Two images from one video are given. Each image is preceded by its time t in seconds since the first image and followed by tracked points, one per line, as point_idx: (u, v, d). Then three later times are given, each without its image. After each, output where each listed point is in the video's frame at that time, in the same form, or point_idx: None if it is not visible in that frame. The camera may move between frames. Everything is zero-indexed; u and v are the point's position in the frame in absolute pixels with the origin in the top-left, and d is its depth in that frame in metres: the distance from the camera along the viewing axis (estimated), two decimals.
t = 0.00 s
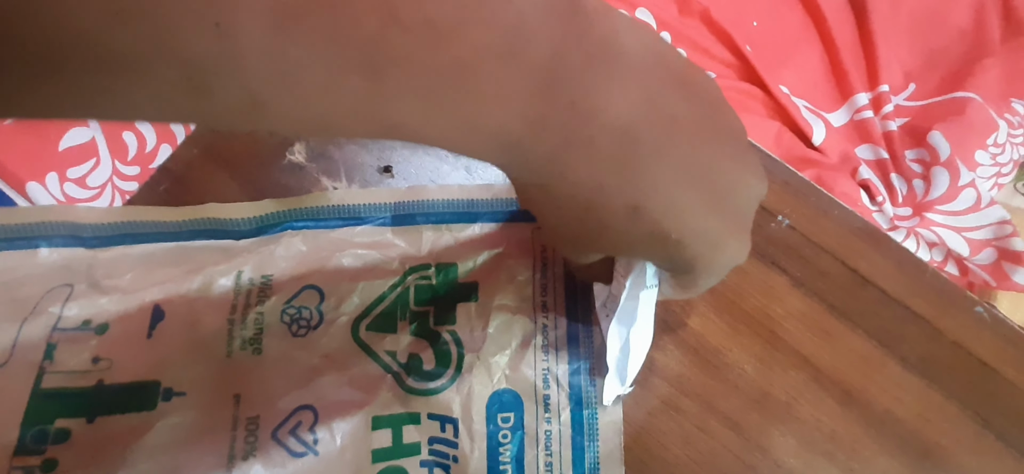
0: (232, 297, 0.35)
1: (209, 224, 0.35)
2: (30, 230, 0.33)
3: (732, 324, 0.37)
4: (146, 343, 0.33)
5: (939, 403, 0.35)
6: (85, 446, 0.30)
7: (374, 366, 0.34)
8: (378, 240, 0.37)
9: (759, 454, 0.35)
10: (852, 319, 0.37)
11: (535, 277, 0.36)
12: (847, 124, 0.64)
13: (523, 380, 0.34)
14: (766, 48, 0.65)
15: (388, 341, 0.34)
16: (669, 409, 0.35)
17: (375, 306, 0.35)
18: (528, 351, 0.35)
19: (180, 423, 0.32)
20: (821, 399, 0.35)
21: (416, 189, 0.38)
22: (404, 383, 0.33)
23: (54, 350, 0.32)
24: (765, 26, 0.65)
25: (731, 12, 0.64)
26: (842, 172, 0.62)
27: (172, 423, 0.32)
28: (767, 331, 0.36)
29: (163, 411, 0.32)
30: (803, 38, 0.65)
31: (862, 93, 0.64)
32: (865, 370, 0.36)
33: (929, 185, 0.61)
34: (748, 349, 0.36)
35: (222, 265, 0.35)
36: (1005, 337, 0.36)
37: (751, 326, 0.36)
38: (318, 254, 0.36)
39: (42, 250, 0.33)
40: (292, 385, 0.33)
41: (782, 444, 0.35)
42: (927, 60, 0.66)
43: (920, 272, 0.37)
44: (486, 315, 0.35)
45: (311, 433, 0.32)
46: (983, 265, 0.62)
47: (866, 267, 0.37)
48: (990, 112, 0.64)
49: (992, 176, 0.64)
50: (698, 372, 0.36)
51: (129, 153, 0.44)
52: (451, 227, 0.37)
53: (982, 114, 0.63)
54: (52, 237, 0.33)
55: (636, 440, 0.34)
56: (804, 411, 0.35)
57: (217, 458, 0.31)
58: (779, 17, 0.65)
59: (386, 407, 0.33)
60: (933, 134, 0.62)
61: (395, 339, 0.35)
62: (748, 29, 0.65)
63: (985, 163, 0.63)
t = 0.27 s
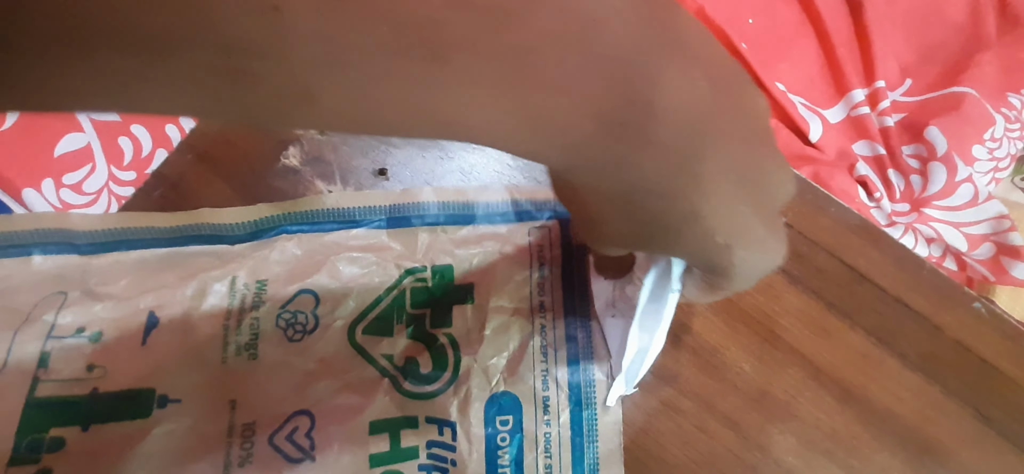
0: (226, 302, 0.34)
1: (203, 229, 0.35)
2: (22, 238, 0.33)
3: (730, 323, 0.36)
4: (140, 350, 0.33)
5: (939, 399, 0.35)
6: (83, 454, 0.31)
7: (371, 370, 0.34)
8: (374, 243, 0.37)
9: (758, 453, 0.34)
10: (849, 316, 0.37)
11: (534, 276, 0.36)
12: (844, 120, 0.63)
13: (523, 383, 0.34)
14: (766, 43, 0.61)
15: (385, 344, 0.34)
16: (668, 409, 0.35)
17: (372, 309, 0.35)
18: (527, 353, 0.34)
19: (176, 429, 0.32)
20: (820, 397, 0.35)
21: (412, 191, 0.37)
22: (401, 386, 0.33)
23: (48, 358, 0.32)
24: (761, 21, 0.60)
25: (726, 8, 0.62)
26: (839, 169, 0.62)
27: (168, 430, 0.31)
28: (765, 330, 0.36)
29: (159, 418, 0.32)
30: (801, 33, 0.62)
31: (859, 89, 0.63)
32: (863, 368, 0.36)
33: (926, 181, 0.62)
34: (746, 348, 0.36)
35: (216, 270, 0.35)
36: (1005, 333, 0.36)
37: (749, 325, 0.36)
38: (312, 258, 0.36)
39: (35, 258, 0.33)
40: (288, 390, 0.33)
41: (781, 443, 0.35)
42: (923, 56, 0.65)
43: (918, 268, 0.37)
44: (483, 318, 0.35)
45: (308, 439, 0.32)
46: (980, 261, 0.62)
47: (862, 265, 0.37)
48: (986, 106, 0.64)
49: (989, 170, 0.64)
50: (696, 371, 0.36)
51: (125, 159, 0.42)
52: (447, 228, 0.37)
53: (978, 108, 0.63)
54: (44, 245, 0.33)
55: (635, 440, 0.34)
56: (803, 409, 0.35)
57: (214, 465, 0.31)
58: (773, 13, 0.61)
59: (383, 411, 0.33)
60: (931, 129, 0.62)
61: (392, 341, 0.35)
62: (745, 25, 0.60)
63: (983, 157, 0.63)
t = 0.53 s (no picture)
0: (226, 305, 0.34)
1: (207, 229, 0.35)
2: (23, 238, 0.32)
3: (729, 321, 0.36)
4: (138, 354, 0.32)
5: (939, 396, 0.35)
6: (79, 460, 0.30)
7: (373, 372, 0.34)
8: (377, 245, 0.37)
9: (759, 452, 0.34)
10: (849, 313, 0.37)
11: (541, 278, 0.36)
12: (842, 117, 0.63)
13: (527, 386, 0.34)
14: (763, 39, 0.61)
15: (387, 346, 0.34)
16: (668, 409, 0.35)
17: (374, 312, 0.35)
18: (532, 355, 0.34)
19: (175, 435, 0.31)
20: (821, 394, 0.35)
21: (414, 192, 0.37)
22: (404, 389, 0.33)
23: (48, 362, 0.31)
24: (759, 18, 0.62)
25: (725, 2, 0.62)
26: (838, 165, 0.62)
27: (167, 435, 0.31)
28: (765, 328, 0.36)
29: (157, 423, 0.31)
30: (797, 30, 0.63)
31: (855, 85, 0.64)
32: (864, 365, 0.36)
33: (924, 175, 0.61)
34: (745, 346, 0.36)
35: (218, 272, 0.35)
36: (1005, 329, 0.36)
37: (749, 323, 0.36)
38: (313, 261, 0.36)
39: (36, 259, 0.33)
40: (289, 394, 0.33)
41: (782, 442, 0.34)
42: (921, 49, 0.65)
43: (918, 265, 0.37)
44: (486, 320, 0.35)
45: (309, 443, 0.32)
46: (979, 255, 0.62)
47: (861, 262, 0.37)
48: (983, 100, 0.64)
49: (987, 165, 0.64)
50: (696, 371, 0.36)
51: (119, 165, 0.38)
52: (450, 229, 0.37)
53: (975, 103, 0.63)
54: (47, 246, 0.33)
55: (636, 440, 0.34)
56: (803, 406, 0.35)
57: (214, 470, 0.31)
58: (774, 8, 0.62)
59: (385, 415, 0.33)
60: (927, 123, 0.62)
61: (394, 345, 0.35)
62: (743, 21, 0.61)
63: (981, 152, 0.63)
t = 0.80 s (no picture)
0: (224, 308, 0.34)
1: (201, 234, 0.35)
2: (20, 244, 0.32)
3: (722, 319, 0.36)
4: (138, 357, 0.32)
5: (933, 390, 0.35)
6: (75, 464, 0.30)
7: (369, 374, 0.34)
8: (375, 245, 0.37)
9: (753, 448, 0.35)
10: (842, 309, 0.37)
11: (535, 279, 0.36)
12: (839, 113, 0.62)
13: (522, 383, 0.34)
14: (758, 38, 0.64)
15: (383, 348, 0.34)
16: (662, 407, 0.35)
17: (371, 314, 0.35)
18: (526, 351, 0.34)
19: (171, 438, 0.31)
20: (815, 391, 0.35)
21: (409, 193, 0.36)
22: (401, 390, 0.33)
23: (45, 367, 0.31)
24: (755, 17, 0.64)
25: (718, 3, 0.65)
26: (833, 161, 0.62)
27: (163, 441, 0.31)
28: (759, 325, 0.36)
29: (154, 426, 0.31)
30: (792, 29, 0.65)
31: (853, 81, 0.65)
32: (857, 361, 0.36)
33: (919, 172, 0.62)
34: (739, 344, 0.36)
35: (216, 276, 0.35)
36: (998, 323, 0.36)
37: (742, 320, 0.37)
38: (311, 264, 0.36)
39: (33, 265, 0.33)
40: (285, 396, 0.33)
41: (776, 438, 0.35)
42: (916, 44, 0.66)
43: (911, 261, 0.37)
44: (482, 321, 0.35)
45: (306, 445, 0.32)
46: (975, 251, 0.62)
47: (855, 258, 0.37)
48: (977, 95, 0.64)
49: (982, 160, 0.64)
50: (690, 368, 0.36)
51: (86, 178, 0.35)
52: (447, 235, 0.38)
53: (969, 98, 0.63)
54: (43, 251, 0.33)
55: (629, 439, 0.35)
56: (798, 403, 0.35)
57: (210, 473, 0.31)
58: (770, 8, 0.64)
59: (381, 416, 0.32)
60: (922, 120, 0.62)
61: (390, 347, 0.35)
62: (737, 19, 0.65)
63: (975, 147, 0.63)
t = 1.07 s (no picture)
0: (222, 309, 0.33)
1: (201, 235, 0.36)
2: (18, 248, 0.32)
3: (719, 317, 0.37)
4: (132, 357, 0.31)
5: (929, 386, 0.36)
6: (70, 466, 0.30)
7: (366, 376, 0.32)
8: (371, 246, 0.37)
9: (750, 445, 0.35)
10: (838, 306, 0.37)
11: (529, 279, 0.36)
12: (833, 111, 0.65)
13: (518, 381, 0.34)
14: (749, 38, 0.66)
15: (379, 348, 0.33)
16: (660, 406, 0.35)
17: (366, 315, 0.34)
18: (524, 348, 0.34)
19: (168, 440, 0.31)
20: (812, 388, 0.35)
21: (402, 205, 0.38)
22: (399, 390, 0.32)
23: (44, 369, 0.30)
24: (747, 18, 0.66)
25: (713, 3, 0.66)
26: (829, 159, 0.62)
27: (146, 453, 0.29)
28: (754, 323, 0.36)
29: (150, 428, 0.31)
30: (784, 29, 0.67)
31: (847, 79, 0.66)
32: (854, 358, 0.36)
33: (916, 168, 0.62)
34: (735, 342, 0.36)
35: (211, 278, 0.34)
36: (993, 318, 0.36)
37: (739, 318, 0.37)
38: (305, 266, 0.36)
39: (32, 268, 0.33)
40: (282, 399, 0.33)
41: (773, 435, 0.35)
42: (909, 43, 0.67)
43: (906, 257, 0.37)
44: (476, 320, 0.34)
45: (304, 445, 0.31)
46: (972, 247, 0.62)
47: (851, 254, 0.38)
48: (974, 92, 0.64)
49: (979, 156, 0.64)
50: (686, 366, 0.36)
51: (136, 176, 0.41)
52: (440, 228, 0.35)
53: (966, 95, 0.63)
54: (42, 255, 0.33)
55: (629, 437, 0.35)
56: (794, 400, 0.35)
57: None
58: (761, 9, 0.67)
59: (379, 415, 0.32)
60: (920, 116, 0.63)
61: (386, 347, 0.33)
62: (732, 20, 0.66)
63: (971, 144, 0.63)
